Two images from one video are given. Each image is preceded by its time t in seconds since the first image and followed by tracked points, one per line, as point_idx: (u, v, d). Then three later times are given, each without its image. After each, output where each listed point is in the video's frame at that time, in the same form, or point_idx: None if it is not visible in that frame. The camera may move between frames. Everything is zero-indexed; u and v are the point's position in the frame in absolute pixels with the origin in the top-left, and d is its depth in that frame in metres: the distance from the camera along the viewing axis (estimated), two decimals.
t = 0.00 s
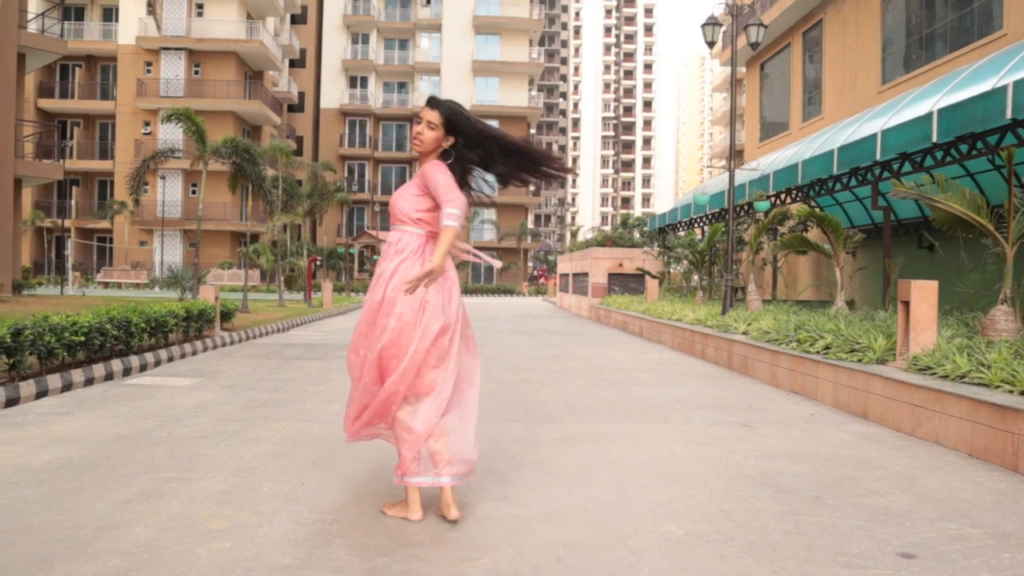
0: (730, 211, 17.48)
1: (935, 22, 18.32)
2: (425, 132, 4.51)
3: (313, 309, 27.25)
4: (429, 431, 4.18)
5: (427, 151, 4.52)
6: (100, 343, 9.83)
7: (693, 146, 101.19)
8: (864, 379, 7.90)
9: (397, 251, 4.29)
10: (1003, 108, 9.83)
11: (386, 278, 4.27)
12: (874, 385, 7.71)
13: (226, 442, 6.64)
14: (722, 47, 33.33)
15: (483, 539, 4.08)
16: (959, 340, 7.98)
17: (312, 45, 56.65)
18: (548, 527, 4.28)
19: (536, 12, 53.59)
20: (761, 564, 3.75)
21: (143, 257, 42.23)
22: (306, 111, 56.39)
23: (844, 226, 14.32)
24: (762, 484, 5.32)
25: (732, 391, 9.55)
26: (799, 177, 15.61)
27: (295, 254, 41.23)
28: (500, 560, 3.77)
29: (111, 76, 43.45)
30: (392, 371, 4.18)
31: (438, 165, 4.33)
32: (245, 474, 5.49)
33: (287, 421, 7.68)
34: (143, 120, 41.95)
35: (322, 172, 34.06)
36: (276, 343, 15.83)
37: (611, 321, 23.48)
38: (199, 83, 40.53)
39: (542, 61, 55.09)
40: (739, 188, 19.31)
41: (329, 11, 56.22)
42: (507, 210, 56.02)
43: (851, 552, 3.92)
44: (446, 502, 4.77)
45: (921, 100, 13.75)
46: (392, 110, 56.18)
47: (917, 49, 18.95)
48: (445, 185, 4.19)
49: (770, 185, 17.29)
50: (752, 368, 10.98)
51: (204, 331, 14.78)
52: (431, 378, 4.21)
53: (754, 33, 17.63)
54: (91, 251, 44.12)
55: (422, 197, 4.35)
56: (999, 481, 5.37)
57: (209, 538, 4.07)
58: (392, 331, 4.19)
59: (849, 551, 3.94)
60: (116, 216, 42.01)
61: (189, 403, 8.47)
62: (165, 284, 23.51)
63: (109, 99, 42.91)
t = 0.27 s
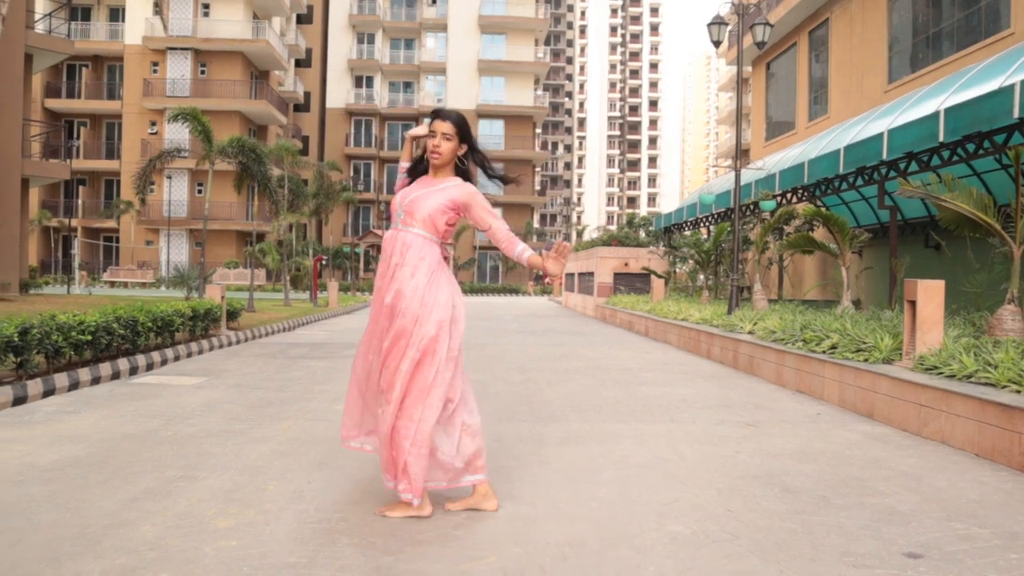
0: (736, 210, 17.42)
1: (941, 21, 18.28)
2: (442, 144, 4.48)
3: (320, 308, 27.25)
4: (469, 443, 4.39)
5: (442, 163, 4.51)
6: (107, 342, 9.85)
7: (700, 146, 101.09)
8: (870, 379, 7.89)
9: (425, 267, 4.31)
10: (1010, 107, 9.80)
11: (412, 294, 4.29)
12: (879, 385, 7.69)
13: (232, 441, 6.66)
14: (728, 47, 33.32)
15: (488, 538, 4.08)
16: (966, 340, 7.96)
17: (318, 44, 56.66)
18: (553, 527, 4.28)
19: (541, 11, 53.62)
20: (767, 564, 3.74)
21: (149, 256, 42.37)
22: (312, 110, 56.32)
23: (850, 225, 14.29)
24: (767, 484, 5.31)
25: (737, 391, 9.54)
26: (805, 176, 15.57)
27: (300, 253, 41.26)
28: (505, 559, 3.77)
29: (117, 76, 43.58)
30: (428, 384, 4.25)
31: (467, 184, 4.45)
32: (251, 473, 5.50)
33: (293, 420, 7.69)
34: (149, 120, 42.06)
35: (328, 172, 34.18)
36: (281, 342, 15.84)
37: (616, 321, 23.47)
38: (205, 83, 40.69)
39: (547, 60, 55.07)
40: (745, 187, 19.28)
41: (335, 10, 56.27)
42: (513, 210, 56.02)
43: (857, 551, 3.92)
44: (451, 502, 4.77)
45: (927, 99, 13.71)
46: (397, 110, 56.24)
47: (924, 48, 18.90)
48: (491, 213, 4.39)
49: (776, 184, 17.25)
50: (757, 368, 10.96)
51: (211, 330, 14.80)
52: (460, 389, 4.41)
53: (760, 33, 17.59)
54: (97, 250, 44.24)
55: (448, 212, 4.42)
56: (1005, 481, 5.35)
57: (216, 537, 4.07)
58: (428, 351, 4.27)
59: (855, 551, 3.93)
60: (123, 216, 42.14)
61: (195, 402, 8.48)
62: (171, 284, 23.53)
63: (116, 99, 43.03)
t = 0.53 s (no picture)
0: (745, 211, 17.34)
1: (952, 21, 18.21)
2: (445, 153, 4.52)
3: (328, 309, 27.32)
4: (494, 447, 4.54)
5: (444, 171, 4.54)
6: (117, 343, 9.89)
7: (709, 146, 100.94)
8: (880, 380, 7.86)
9: (461, 281, 4.42)
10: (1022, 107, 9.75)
11: (463, 314, 4.40)
12: (889, 386, 7.66)
13: (243, 441, 6.68)
14: (736, 47, 33.25)
15: (498, 538, 4.09)
16: (976, 341, 7.92)
17: (327, 45, 56.62)
18: (561, 527, 4.28)
19: (550, 12, 53.68)
20: (775, 566, 3.73)
21: (159, 257, 42.45)
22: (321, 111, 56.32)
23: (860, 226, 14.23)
24: (777, 486, 5.30)
25: (747, 392, 9.51)
26: (816, 176, 15.50)
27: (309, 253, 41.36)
28: (514, 559, 3.77)
29: (127, 77, 43.74)
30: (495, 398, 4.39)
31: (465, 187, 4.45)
32: (261, 473, 5.52)
33: (302, 420, 7.70)
34: (159, 121, 42.28)
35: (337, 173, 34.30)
36: (289, 343, 15.88)
37: (625, 321, 23.46)
38: (215, 83, 40.75)
39: (556, 60, 55.05)
40: (755, 187, 19.22)
41: (345, 12, 56.40)
42: (523, 211, 56.03)
43: (866, 553, 3.90)
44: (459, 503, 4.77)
45: (939, 99, 13.64)
46: (406, 111, 56.35)
47: (935, 48, 18.79)
48: (485, 205, 4.32)
49: (786, 185, 17.18)
50: (767, 369, 10.93)
51: (220, 331, 14.85)
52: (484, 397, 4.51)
53: (769, 33, 17.51)
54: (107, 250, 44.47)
55: (457, 221, 4.44)
56: (1015, 483, 5.33)
57: (227, 536, 4.09)
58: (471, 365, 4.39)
59: (864, 553, 3.92)
60: (133, 216, 42.32)
61: (205, 402, 8.51)
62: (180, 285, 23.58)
63: (126, 100, 43.23)
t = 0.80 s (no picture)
0: (778, 209, 16.43)
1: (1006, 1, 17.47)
2: (443, 154, 4.34)
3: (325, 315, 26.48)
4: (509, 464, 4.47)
5: (442, 176, 4.35)
6: (91, 352, 9.19)
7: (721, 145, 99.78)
8: (928, 396, 7.12)
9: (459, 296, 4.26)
10: None
11: (466, 323, 4.25)
12: (939, 403, 6.93)
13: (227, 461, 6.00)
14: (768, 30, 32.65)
15: None
16: None
17: (321, 29, 56.30)
18: None
19: None
20: None
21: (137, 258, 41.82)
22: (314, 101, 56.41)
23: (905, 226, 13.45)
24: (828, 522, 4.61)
25: (779, 407, 8.79)
26: (854, 171, 14.76)
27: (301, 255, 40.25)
28: None
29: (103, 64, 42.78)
30: (517, 393, 4.36)
31: (461, 201, 4.26)
32: (242, 503, 4.84)
33: (293, 437, 7.00)
34: (138, 111, 41.57)
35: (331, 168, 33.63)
36: (282, 352, 15.14)
37: (647, 329, 22.75)
38: (200, 70, 40.25)
39: (569, 45, 53.96)
40: (789, 183, 18.48)
41: None
42: (532, 207, 55.10)
43: None
44: (464, 547, 4.09)
45: (989, 88, 12.88)
46: (407, 100, 55.45)
47: (988, 29, 18.08)
48: (482, 229, 4.15)
49: (822, 180, 16.40)
50: (802, 383, 10.18)
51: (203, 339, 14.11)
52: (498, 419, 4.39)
53: (804, 14, 16.67)
54: (80, 253, 43.58)
55: (445, 233, 4.27)
56: None
57: None
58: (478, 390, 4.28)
59: None
60: (109, 214, 41.52)
61: (188, 417, 7.82)
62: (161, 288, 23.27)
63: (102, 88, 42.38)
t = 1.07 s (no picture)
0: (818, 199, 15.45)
1: None
2: (438, 158, 3.97)
3: (311, 317, 25.38)
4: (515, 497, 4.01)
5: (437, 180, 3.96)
6: (52, 356, 8.41)
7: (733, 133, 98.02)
8: (986, 411, 6.33)
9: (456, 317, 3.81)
10: None
11: (469, 345, 3.83)
12: (1000, 417, 6.14)
13: (197, 482, 5.24)
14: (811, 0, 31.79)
15: None
16: None
17: None
18: None
19: None
20: None
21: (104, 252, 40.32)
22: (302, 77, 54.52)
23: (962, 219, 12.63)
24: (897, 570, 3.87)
25: (818, 420, 8.00)
26: (904, 156, 13.94)
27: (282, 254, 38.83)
28: None
29: (65, 34, 41.55)
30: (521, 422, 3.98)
31: (458, 211, 3.83)
32: (206, 543, 4.10)
33: (277, 451, 6.24)
34: (105, 87, 40.14)
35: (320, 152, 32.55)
36: (264, 356, 14.27)
37: (671, 332, 21.92)
38: (174, 43, 38.97)
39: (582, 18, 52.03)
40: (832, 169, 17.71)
41: None
42: (544, 199, 52.42)
43: None
44: None
45: None
46: (405, 75, 53.20)
47: None
48: (477, 245, 3.71)
49: (868, 167, 15.55)
50: (846, 393, 9.36)
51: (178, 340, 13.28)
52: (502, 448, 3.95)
53: None
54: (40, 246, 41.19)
55: (445, 249, 3.84)
56: None
57: None
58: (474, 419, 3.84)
59: None
60: (74, 203, 39.95)
61: (161, 428, 7.06)
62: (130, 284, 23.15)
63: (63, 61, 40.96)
